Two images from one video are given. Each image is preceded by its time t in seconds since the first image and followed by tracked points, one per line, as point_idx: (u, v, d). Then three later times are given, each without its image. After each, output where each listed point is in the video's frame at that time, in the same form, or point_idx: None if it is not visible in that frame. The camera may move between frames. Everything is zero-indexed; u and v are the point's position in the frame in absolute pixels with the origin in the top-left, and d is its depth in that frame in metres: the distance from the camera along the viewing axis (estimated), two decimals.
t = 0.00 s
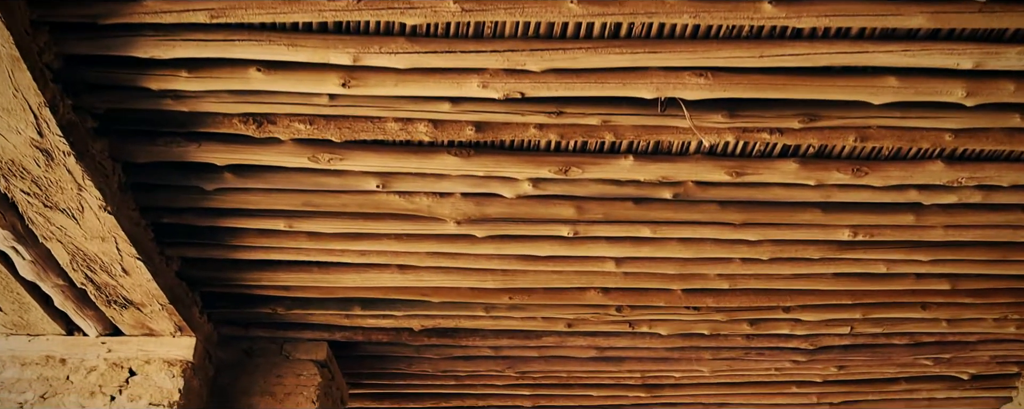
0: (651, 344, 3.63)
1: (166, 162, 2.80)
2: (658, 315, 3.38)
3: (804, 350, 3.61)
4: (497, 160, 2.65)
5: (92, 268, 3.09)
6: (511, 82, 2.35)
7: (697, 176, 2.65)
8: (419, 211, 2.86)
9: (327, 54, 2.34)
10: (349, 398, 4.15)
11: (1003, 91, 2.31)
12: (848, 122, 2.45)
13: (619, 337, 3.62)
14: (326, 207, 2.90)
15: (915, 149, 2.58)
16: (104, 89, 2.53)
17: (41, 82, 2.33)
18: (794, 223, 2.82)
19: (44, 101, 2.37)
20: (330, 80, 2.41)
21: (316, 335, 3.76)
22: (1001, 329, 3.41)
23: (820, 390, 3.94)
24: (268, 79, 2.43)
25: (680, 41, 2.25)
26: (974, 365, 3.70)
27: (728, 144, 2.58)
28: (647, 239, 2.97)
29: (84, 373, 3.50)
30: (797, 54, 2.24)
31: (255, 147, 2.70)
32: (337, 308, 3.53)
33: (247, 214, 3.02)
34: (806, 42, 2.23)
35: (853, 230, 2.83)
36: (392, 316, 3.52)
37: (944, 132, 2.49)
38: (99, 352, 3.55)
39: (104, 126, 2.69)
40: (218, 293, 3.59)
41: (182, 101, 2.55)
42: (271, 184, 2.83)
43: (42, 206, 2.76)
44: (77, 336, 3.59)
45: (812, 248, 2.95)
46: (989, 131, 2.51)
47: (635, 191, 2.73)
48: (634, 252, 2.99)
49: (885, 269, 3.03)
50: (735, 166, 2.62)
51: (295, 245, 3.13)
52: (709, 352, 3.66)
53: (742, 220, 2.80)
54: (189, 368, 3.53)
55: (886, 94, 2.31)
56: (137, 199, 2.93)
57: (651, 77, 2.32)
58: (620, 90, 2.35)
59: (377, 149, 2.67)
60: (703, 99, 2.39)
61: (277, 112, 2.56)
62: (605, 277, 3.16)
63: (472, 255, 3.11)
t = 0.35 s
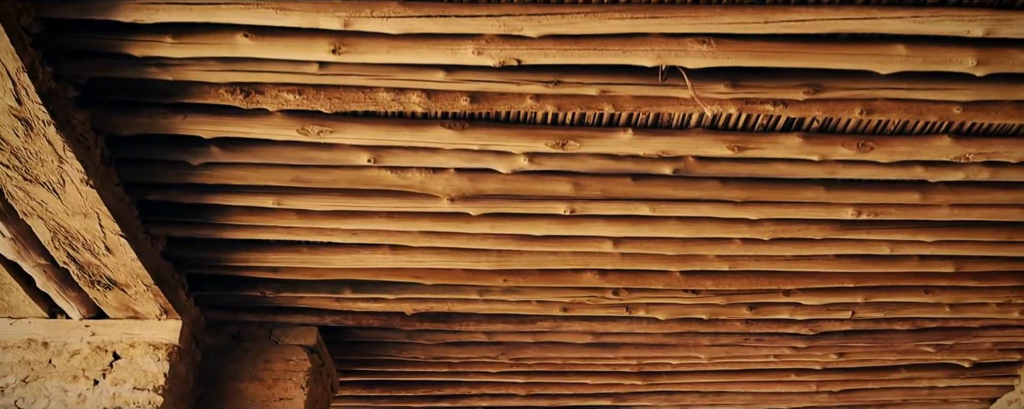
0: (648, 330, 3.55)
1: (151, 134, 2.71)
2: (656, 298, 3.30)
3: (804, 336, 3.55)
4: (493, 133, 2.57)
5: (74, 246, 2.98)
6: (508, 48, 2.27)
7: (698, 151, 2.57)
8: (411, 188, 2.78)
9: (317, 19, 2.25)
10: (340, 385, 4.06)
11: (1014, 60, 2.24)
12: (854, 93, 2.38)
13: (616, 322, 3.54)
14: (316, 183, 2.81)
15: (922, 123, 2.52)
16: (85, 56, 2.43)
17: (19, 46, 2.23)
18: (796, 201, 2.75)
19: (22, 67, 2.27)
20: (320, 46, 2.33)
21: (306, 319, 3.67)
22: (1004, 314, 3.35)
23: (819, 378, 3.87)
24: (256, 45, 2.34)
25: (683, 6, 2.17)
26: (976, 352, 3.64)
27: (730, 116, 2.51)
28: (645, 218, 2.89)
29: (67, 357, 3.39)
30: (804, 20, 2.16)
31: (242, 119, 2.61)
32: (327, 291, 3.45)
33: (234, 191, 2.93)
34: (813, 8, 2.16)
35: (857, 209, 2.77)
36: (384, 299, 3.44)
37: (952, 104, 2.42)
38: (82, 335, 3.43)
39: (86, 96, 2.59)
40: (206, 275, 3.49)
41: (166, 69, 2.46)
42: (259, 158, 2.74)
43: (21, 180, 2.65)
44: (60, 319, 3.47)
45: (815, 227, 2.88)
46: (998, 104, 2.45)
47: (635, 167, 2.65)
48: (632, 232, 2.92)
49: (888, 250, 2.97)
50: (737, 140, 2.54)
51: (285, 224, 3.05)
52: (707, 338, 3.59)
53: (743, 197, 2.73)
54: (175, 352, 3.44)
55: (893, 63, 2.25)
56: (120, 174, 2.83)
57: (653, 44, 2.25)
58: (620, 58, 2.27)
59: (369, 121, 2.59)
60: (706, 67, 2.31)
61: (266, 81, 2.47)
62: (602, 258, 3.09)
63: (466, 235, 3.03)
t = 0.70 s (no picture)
0: (649, 317, 3.48)
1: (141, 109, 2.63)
2: (658, 283, 3.23)
3: (807, 323, 3.48)
4: (492, 108, 2.50)
5: (61, 226, 2.88)
6: (509, 17, 2.20)
7: (703, 127, 2.50)
8: (408, 166, 2.70)
9: None
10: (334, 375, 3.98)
11: None
12: (865, 67, 2.32)
13: (616, 309, 3.47)
14: (310, 161, 2.73)
15: (933, 99, 2.46)
16: (73, 25, 2.34)
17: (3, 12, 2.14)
18: (803, 180, 2.69)
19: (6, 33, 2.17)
20: (314, 15, 2.25)
21: (300, 305, 3.59)
22: (1012, 302, 3.29)
23: (822, 368, 3.81)
24: (248, 14, 2.26)
25: None
26: (982, 342, 3.58)
27: (737, 90, 2.44)
28: (648, 199, 2.83)
29: (54, 343, 3.30)
30: None
31: (234, 93, 2.54)
32: (322, 275, 3.37)
33: (226, 170, 2.85)
34: None
35: (866, 189, 2.71)
36: (380, 284, 3.37)
37: (965, 79, 2.36)
38: (70, 320, 3.35)
39: (73, 68, 2.49)
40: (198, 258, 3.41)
41: (155, 39, 2.37)
42: (251, 135, 2.66)
43: (6, 155, 2.55)
44: (48, 304, 3.39)
45: (821, 209, 2.82)
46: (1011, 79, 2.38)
47: (638, 144, 2.58)
48: (634, 213, 2.85)
49: (895, 233, 2.91)
50: (743, 116, 2.48)
51: (278, 205, 2.97)
52: (709, 325, 3.52)
53: (749, 176, 2.67)
54: (165, 338, 3.34)
55: (906, 34, 2.18)
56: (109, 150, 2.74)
57: (659, 13, 2.17)
58: (625, 27, 2.20)
59: (365, 95, 2.52)
60: (713, 38, 2.24)
61: (258, 53, 2.40)
62: (603, 241, 3.02)
63: (464, 216, 2.96)
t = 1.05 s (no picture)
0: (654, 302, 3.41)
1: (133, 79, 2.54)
2: (664, 267, 3.16)
3: (815, 309, 3.41)
4: (496, 79, 2.42)
5: (52, 204, 2.76)
6: None
7: (713, 100, 2.43)
8: (409, 140, 2.63)
9: None
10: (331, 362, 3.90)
11: None
12: (881, 36, 2.25)
13: (620, 294, 3.39)
14: (307, 136, 2.66)
15: (949, 72, 2.39)
16: None
17: None
18: (814, 157, 2.61)
19: None
20: None
21: (297, 290, 3.52)
22: None
23: (829, 356, 3.74)
24: None
25: None
26: (993, 329, 3.52)
27: (748, 61, 2.37)
28: (654, 177, 2.75)
29: (45, 326, 3.16)
30: None
31: (230, 63, 2.45)
32: (319, 258, 3.29)
33: (221, 146, 2.77)
34: None
35: (879, 167, 2.64)
36: (379, 267, 3.29)
37: (983, 50, 2.29)
38: (61, 303, 3.20)
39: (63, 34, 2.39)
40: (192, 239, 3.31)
41: (148, 6, 2.28)
42: (247, 107, 2.59)
43: None
44: (38, 286, 3.24)
45: (832, 188, 2.75)
46: None
47: (646, 118, 2.51)
48: (640, 191, 2.78)
49: (908, 214, 2.84)
50: (754, 88, 2.40)
51: (274, 183, 2.89)
52: (714, 312, 3.45)
53: (759, 153, 2.59)
54: (159, 321, 3.23)
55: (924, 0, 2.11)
56: (100, 122, 2.63)
57: None
58: None
59: (365, 66, 2.44)
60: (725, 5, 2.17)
61: (255, 20, 2.32)
62: (608, 222, 2.94)
63: (466, 195, 2.89)
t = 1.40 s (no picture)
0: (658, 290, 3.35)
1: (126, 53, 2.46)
2: (669, 253, 3.10)
3: (822, 298, 3.35)
4: (498, 54, 2.36)
5: (43, 183, 2.66)
6: None
7: (720, 77, 2.37)
8: (408, 118, 2.57)
9: None
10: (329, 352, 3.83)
11: None
12: (894, 10, 2.19)
13: (623, 281, 3.33)
14: (304, 114, 2.60)
15: (962, 48, 2.33)
16: None
17: None
18: (822, 136, 2.56)
19: None
20: None
21: (294, 277, 3.45)
22: None
23: (835, 347, 3.68)
24: None
25: None
26: (1003, 319, 3.46)
27: (757, 35, 2.31)
28: (659, 158, 2.69)
29: (36, 311, 3.07)
30: None
31: (225, 37, 2.39)
32: (317, 243, 3.23)
33: (217, 124, 2.71)
34: None
35: (888, 148, 2.58)
36: (378, 253, 3.23)
37: (998, 25, 2.23)
38: (53, 288, 3.12)
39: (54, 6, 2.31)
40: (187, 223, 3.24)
41: None
42: (243, 84, 2.52)
43: None
44: (31, 271, 3.15)
45: (841, 171, 2.68)
46: None
47: (651, 95, 2.45)
48: (644, 173, 2.72)
49: (918, 197, 2.78)
50: (762, 64, 2.34)
51: (271, 164, 2.83)
52: (720, 300, 3.38)
53: (766, 132, 2.53)
54: (152, 307, 3.14)
55: None
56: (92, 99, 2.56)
57: None
58: None
59: (363, 40, 2.38)
60: None
61: None
62: (612, 205, 2.88)
63: (467, 177, 2.83)
